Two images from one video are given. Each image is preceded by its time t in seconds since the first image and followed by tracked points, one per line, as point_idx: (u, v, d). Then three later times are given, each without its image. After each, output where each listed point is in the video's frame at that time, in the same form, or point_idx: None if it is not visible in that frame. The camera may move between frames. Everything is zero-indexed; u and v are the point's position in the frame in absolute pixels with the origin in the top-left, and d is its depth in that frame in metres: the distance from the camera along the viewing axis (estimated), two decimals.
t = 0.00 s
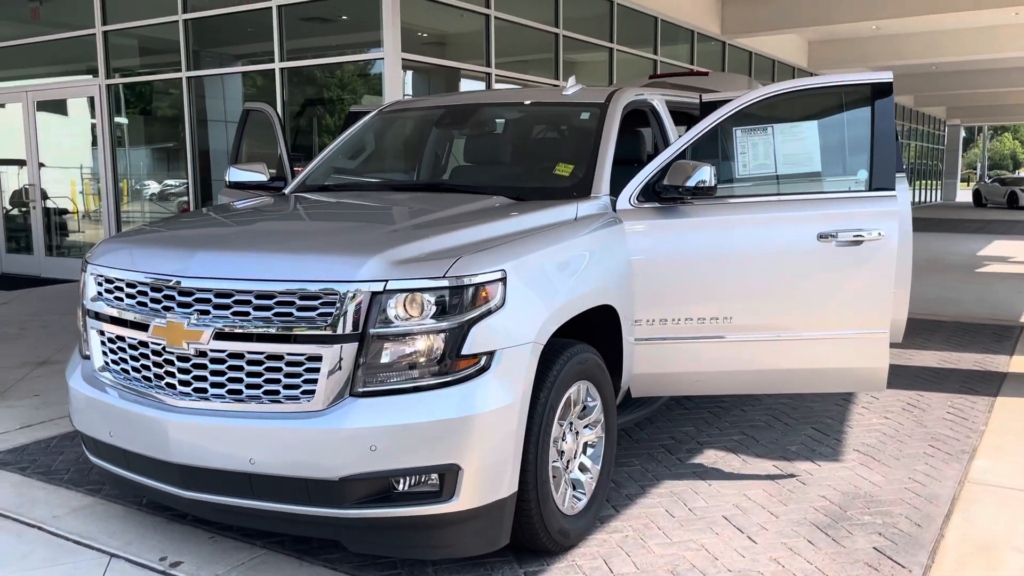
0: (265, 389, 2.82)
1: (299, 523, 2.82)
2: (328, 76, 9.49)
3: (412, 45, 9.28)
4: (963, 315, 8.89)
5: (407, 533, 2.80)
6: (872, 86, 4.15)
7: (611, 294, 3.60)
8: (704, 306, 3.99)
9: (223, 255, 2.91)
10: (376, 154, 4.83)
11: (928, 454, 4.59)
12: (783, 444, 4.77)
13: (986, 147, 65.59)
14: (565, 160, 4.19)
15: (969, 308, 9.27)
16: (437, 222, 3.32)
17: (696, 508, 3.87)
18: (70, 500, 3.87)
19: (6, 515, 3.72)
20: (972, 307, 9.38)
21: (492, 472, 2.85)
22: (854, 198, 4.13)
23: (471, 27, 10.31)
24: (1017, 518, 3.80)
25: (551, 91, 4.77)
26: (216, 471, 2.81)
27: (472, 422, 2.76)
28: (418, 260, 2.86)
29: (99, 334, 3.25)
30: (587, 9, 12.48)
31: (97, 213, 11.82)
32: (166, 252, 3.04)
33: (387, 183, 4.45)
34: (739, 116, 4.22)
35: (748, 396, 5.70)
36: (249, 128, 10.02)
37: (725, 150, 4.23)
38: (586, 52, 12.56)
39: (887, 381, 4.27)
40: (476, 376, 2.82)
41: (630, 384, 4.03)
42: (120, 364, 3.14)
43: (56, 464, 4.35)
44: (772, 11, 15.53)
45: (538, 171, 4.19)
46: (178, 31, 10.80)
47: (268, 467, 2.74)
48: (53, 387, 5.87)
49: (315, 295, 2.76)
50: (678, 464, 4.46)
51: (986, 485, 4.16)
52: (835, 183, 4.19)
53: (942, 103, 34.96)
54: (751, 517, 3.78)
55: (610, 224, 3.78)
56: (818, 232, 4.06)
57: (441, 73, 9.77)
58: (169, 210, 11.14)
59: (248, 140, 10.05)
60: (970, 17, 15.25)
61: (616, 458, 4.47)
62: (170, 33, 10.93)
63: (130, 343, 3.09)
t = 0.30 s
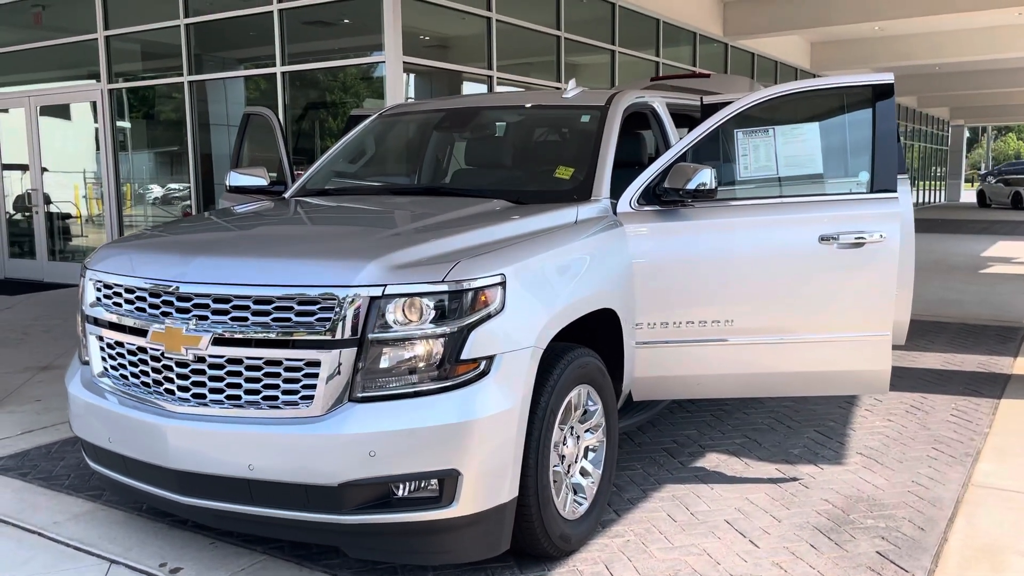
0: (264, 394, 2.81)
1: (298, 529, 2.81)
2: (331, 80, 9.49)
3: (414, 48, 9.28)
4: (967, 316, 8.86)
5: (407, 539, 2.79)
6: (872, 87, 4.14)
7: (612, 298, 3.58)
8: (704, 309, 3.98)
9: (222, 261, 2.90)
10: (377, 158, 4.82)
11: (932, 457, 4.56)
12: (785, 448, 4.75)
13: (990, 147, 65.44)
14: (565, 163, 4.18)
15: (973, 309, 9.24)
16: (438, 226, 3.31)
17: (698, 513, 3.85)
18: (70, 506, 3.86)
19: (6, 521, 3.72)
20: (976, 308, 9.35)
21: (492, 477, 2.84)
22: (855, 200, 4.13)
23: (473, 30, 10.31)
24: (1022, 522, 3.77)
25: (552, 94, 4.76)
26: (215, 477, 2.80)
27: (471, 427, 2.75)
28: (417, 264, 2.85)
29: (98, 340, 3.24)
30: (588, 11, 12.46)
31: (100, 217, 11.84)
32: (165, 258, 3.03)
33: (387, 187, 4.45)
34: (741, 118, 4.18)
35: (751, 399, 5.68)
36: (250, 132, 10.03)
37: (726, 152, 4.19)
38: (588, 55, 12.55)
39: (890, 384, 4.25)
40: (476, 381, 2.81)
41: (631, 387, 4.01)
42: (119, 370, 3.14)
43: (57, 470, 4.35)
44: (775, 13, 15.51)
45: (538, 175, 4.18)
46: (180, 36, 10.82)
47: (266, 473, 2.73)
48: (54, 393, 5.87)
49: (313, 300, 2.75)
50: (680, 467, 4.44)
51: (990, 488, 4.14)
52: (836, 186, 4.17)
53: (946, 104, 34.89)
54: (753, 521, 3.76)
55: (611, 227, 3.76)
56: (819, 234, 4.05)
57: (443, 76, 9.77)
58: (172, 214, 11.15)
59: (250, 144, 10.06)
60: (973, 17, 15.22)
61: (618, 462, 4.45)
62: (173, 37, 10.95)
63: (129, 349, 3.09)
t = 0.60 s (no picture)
0: (262, 398, 2.81)
1: (298, 533, 2.81)
2: (330, 83, 9.49)
3: (413, 51, 9.29)
4: (967, 316, 8.86)
5: (406, 542, 2.79)
6: (870, 88, 4.15)
7: (610, 300, 3.59)
8: (703, 311, 3.98)
9: (221, 265, 2.91)
10: (376, 161, 4.83)
11: (932, 458, 4.57)
12: (785, 449, 4.76)
13: (990, 147, 65.44)
14: (563, 165, 4.18)
15: (973, 309, 9.24)
16: (437, 229, 3.32)
17: (697, 514, 3.85)
18: (70, 510, 3.87)
19: (7, 526, 3.72)
20: (976, 308, 9.35)
21: (491, 480, 2.84)
22: (853, 201, 4.13)
23: (472, 32, 10.32)
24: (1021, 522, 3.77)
25: (550, 97, 4.77)
26: (214, 481, 2.80)
27: (469, 430, 2.75)
28: (415, 267, 2.86)
29: (98, 344, 3.25)
30: (588, 13, 12.48)
31: (100, 221, 11.85)
32: (164, 262, 3.04)
33: (386, 190, 4.45)
34: (739, 120, 4.18)
35: (751, 400, 5.69)
36: (250, 135, 10.04)
37: (725, 154, 4.22)
38: (587, 57, 12.56)
39: (889, 384, 4.25)
40: (474, 384, 2.81)
41: (631, 389, 4.02)
42: (118, 374, 3.14)
43: (57, 474, 4.36)
44: (773, 14, 15.53)
45: (537, 177, 4.19)
46: (179, 40, 10.84)
47: (266, 477, 2.73)
48: (54, 397, 5.87)
49: (311, 304, 2.76)
50: (680, 469, 4.44)
51: (990, 488, 4.14)
52: (834, 187, 4.18)
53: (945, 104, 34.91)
54: (753, 522, 3.76)
55: (609, 230, 3.77)
56: (817, 235, 4.05)
57: (443, 79, 9.78)
58: (172, 217, 11.16)
59: (250, 147, 10.07)
60: (971, 17, 15.23)
61: (618, 464, 4.46)
62: (172, 41, 10.96)
63: (128, 353, 3.09)
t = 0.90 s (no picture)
0: (260, 400, 2.81)
1: (296, 535, 2.81)
2: (327, 85, 9.49)
3: (410, 52, 9.30)
4: (964, 316, 8.87)
5: (404, 543, 2.80)
6: (865, 88, 4.16)
7: (607, 300, 3.59)
8: (700, 311, 3.98)
9: (217, 267, 2.91)
10: (373, 162, 4.84)
11: (929, 457, 4.57)
12: (783, 448, 4.76)
13: (987, 147, 65.51)
14: (560, 166, 4.19)
15: (971, 309, 9.25)
16: (434, 230, 3.32)
17: (695, 514, 3.86)
18: (68, 513, 3.87)
19: (4, 529, 3.72)
20: (974, 307, 9.36)
21: (489, 480, 2.85)
22: (849, 201, 4.14)
23: (469, 34, 10.33)
24: (1019, 521, 3.78)
25: (547, 98, 4.77)
26: (212, 483, 2.80)
27: (466, 430, 2.75)
28: (412, 269, 2.86)
29: (94, 347, 3.25)
30: (584, 14, 12.49)
31: (98, 224, 11.85)
32: (160, 264, 3.04)
33: (383, 192, 4.46)
34: (736, 120, 4.19)
35: (749, 400, 5.70)
36: (247, 138, 10.05)
37: (721, 154, 4.22)
38: (584, 58, 12.57)
39: (886, 383, 4.25)
40: (471, 385, 2.82)
41: (628, 390, 4.02)
42: (115, 377, 3.14)
43: (55, 477, 4.35)
44: (769, 15, 15.55)
45: (533, 178, 4.20)
46: (176, 42, 10.84)
47: (263, 478, 2.73)
48: (53, 400, 5.87)
49: (308, 306, 2.76)
50: (678, 469, 4.45)
51: (987, 487, 4.15)
52: (830, 186, 4.19)
53: (942, 104, 34.96)
54: (751, 522, 3.76)
55: (606, 230, 3.77)
56: (814, 235, 4.06)
57: (440, 80, 9.79)
58: (170, 220, 11.16)
59: (247, 149, 10.08)
60: (967, 17, 15.25)
61: (616, 464, 4.46)
62: (169, 44, 10.97)
63: (125, 356, 3.09)
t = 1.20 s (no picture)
0: (259, 399, 2.81)
1: (295, 534, 2.81)
2: (325, 85, 9.49)
3: (407, 53, 9.29)
4: (963, 314, 8.87)
5: (403, 542, 2.79)
6: (862, 87, 4.16)
7: (605, 298, 3.59)
8: (699, 309, 3.99)
9: (215, 266, 2.91)
10: (371, 162, 4.83)
11: (927, 454, 4.58)
12: (782, 446, 4.76)
13: (984, 146, 65.62)
14: (558, 165, 4.19)
15: (968, 307, 9.26)
16: (432, 229, 3.32)
17: (694, 512, 3.86)
18: (66, 513, 3.86)
19: (3, 530, 3.71)
20: (971, 306, 9.37)
21: (488, 479, 2.85)
22: (847, 198, 4.14)
23: (467, 34, 10.32)
24: (1017, 518, 3.78)
25: (544, 97, 4.77)
26: (211, 482, 2.80)
27: (465, 429, 2.75)
28: (410, 268, 2.86)
29: (93, 347, 3.24)
30: (582, 14, 12.49)
31: (95, 226, 11.84)
32: (158, 264, 3.04)
33: (381, 191, 4.45)
34: (733, 119, 4.19)
35: (747, 399, 5.70)
36: (245, 138, 10.04)
37: (719, 153, 4.22)
38: (582, 57, 12.58)
39: (885, 381, 4.25)
40: (470, 383, 2.82)
41: (627, 388, 4.01)
42: (114, 377, 3.14)
43: (54, 478, 4.35)
44: (766, 14, 15.57)
45: (531, 177, 4.20)
46: (173, 43, 10.83)
47: (262, 478, 2.73)
48: (51, 401, 5.86)
49: (307, 305, 2.76)
50: (677, 467, 4.45)
51: (986, 484, 4.15)
52: (828, 185, 4.19)
53: (939, 103, 35.01)
54: (750, 520, 3.77)
55: (604, 229, 3.77)
56: (811, 233, 4.06)
57: (438, 80, 9.79)
58: (168, 221, 11.14)
59: (244, 150, 10.07)
60: (964, 16, 15.27)
61: (615, 463, 4.46)
62: (166, 45, 10.96)
63: (123, 355, 3.09)
